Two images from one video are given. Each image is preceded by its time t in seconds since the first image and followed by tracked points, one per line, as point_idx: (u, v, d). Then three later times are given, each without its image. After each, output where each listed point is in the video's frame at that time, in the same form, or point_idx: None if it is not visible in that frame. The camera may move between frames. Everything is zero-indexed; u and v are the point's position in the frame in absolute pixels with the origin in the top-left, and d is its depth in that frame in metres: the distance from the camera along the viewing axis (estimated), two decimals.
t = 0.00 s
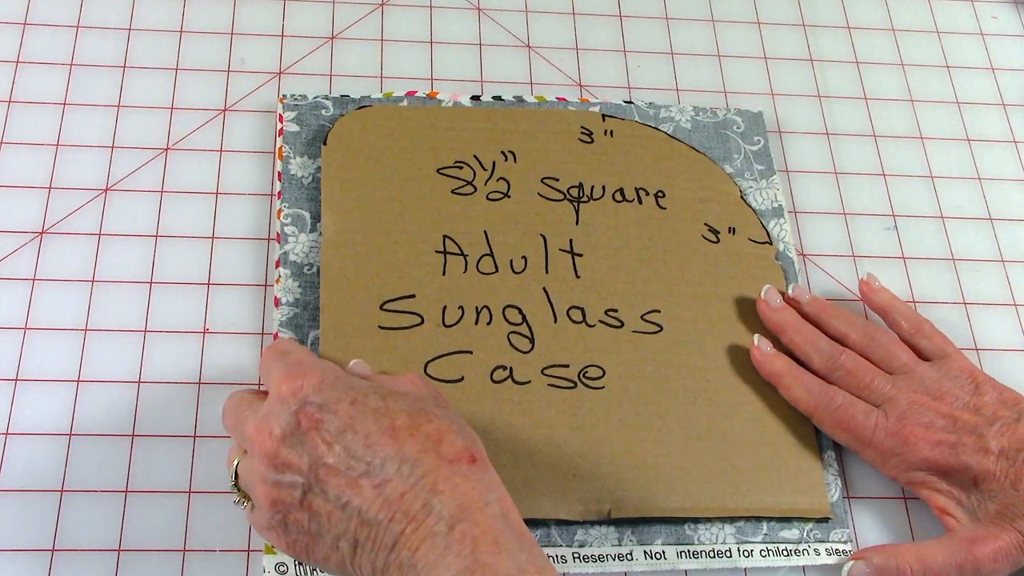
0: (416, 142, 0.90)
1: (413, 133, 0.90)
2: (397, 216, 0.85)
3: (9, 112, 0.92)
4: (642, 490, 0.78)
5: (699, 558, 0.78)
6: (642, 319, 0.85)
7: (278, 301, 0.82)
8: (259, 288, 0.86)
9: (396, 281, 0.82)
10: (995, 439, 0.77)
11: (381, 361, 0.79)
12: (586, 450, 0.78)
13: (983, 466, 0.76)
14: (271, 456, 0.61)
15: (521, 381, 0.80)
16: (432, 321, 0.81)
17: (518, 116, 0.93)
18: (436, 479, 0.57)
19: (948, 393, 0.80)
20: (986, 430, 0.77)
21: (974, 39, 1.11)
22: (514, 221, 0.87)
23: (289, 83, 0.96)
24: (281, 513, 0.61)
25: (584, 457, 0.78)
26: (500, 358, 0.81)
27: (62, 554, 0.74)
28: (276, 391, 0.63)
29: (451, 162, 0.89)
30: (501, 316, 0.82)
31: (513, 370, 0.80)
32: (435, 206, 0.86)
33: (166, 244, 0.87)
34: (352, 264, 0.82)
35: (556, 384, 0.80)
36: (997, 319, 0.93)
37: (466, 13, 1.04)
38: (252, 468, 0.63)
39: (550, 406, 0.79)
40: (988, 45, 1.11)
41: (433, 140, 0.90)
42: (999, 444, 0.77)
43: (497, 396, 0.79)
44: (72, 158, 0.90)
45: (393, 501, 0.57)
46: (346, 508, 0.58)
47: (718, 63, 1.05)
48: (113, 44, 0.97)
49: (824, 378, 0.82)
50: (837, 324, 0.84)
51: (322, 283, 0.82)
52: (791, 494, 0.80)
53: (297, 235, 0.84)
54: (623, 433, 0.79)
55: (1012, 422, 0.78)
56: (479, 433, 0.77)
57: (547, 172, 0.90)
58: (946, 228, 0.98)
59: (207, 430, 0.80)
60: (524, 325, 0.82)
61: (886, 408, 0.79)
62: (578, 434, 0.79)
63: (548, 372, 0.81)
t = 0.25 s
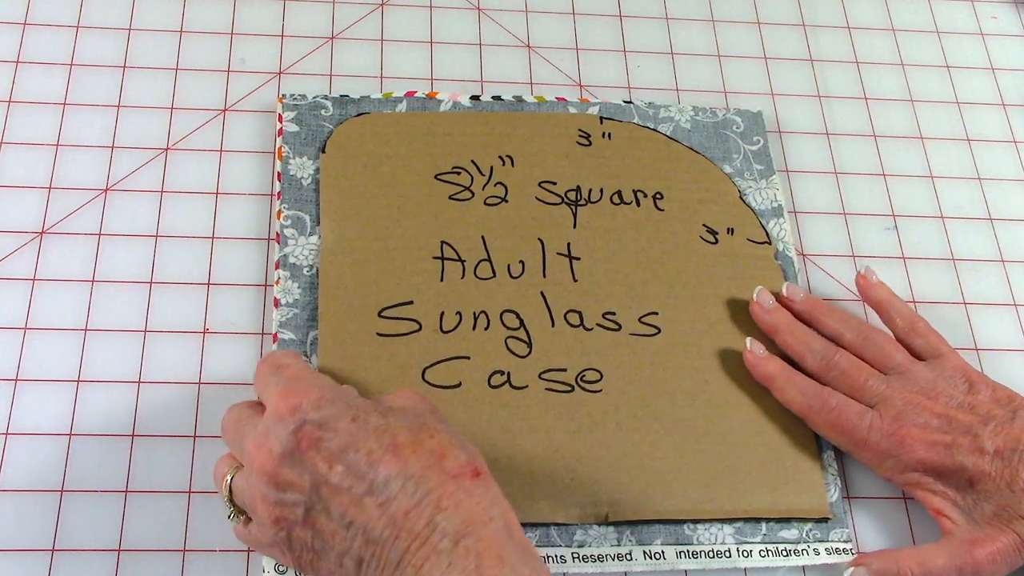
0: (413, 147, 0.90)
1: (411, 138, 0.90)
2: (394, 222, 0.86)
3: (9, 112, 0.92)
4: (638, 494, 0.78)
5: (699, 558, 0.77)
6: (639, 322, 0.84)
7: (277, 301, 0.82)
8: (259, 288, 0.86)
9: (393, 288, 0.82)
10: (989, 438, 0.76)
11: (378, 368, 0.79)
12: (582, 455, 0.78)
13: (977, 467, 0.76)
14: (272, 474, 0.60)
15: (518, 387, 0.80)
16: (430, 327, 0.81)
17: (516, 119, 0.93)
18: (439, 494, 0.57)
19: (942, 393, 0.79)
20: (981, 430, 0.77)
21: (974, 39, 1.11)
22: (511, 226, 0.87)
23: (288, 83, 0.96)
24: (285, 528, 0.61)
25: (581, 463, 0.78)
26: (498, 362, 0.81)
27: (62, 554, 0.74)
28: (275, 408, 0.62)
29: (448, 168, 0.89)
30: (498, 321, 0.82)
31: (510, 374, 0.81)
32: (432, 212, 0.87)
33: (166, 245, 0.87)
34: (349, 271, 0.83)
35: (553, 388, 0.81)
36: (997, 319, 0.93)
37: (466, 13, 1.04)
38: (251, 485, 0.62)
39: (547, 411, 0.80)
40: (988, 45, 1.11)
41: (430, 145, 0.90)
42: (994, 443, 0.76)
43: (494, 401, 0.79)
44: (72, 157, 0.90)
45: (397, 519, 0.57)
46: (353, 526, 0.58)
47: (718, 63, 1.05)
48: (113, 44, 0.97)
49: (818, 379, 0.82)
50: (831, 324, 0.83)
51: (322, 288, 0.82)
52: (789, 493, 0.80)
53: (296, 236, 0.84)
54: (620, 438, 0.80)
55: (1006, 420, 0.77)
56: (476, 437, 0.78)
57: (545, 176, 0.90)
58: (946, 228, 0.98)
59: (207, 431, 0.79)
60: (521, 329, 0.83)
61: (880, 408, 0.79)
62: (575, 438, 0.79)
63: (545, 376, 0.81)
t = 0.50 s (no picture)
0: (411, 148, 0.90)
1: (410, 138, 0.90)
2: (393, 223, 0.86)
3: (9, 112, 0.92)
4: (636, 494, 0.78)
5: (698, 557, 0.77)
6: (638, 322, 0.84)
7: (277, 301, 0.82)
8: (259, 288, 0.86)
9: (392, 289, 0.82)
10: (984, 431, 0.76)
11: (376, 369, 0.79)
12: (581, 455, 0.78)
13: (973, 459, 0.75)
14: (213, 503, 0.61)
15: (517, 387, 0.80)
16: (428, 327, 0.81)
17: (514, 119, 0.93)
18: (346, 527, 0.55)
19: (936, 387, 0.80)
20: (975, 422, 0.77)
21: (974, 39, 1.11)
22: (510, 226, 0.87)
23: (289, 83, 0.96)
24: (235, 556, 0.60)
25: (579, 463, 0.78)
26: (496, 363, 0.81)
27: (62, 554, 0.74)
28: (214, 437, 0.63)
29: (447, 168, 0.89)
30: (496, 321, 0.82)
31: (508, 375, 0.81)
32: (431, 212, 0.87)
33: (166, 245, 0.87)
34: (348, 271, 0.83)
35: (551, 388, 0.81)
36: (997, 319, 0.93)
37: (466, 13, 1.04)
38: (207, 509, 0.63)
39: (546, 412, 0.80)
40: (988, 45, 1.11)
41: (429, 146, 0.90)
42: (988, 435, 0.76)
43: (492, 402, 0.79)
44: (72, 158, 0.90)
45: (314, 554, 0.55)
46: (278, 560, 0.57)
47: (718, 63, 1.05)
48: (113, 44, 0.97)
49: (812, 376, 0.82)
50: (825, 320, 0.83)
51: (322, 288, 0.82)
52: (788, 492, 0.80)
53: (296, 237, 0.84)
54: (617, 438, 0.80)
55: (1000, 413, 0.77)
56: (474, 438, 0.78)
57: (544, 176, 0.90)
58: (947, 228, 0.98)
59: (207, 430, 0.79)
60: (520, 329, 0.82)
61: (875, 403, 0.79)
62: (573, 439, 0.79)
63: (544, 376, 0.81)
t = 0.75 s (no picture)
0: (409, 148, 0.90)
1: (408, 138, 0.90)
2: (391, 223, 0.86)
3: (9, 112, 0.92)
4: (633, 494, 0.78)
5: (697, 557, 0.77)
6: (635, 321, 0.85)
7: (275, 300, 0.82)
8: (259, 288, 0.86)
9: (389, 288, 0.83)
10: (964, 427, 0.76)
11: (373, 368, 0.79)
12: (578, 454, 0.78)
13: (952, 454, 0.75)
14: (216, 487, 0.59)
15: (514, 386, 0.80)
16: (425, 327, 0.81)
17: (513, 119, 0.93)
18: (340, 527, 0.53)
19: (918, 383, 0.79)
20: (956, 418, 0.77)
21: (974, 39, 1.11)
22: (508, 226, 0.87)
23: (288, 83, 0.96)
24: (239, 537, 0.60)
25: (576, 462, 0.78)
26: (493, 362, 0.81)
27: (62, 554, 0.74)
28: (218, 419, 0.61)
29: (444, 168, 0.89)
30: (494, 321, 0.83)
31: (505, 374, 0.81)
32: (429, 212, 0.87)
33: (166, 245, 0.87)
34: (345, 271, 0.83)
35: (549, 388, 0.81)
36: (996, 319, 0.93)
37: (465, 13, 1.04)
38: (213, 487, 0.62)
39: (544, 411, 0.80)
40: (988, 45, 1.11)
41: (428, 145, 0.90)
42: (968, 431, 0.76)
43: (489, 402, 0.79)
44: (73, 158, 0.90)
45: (310, 549, 0.53)
46: (275, 550, 0.55)
47: (718, 63, 1.05)
48: (113, 44, 0.97)
49: (795, 370, 0.82)
50: (810, 314, 0.83)
51: (320, 287, 0.82)
52: (786, 490, 0.80)
53: (295, 236, 0.84)
54: (614, 437, 0.80)
55: (981, 409, 0.77)
56: (471, 438, 0.78)
57: (541, 175, 0.90)
58: (947, 228, 0.98)
59: (206, 430, 0.79)
60: (517, 329, 0.83)
61: (856, 398, 0.79)
62: (571, 438, 0.79)
63: (541, 376, 0.81)
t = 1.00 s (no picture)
0: (409, 148, 0.90)
1: (408, 139, 0.90)
2: (392, 223, 0.86)
3: (9, 112, 0.92)
4: (633, 495, 0.78)
5: (697, 557, 0.78)
6: (635, 321, 0.84)
7: (276, 300, 0.82)
8: (259, 288, 0.86)
9: (389, 289, 0.82)
10: (951, 421, 0.76)
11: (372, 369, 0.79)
12: (578, 455, 0.78)
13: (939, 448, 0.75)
14: (287, 458, 0.59)
15: (514, 387, 0.80)
16: (426, 327, 0.81)
17: (512, 119, 0.93)
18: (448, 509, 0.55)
19: (908, 374, 0.79)
20: (944, 412, 0.77)
21: (974, 39, 1.11)
22: (508, 226, 0.87)
23: (289, 83, 0.96)
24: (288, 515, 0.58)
25: (575, 463, 0.78)
26: (493, 363, 0.81)
27: (62, 554, 0.74)
28: (309, 396, 0.62)
29: (444, 168, 0.89)
30: (494, 321, 0.82)
31: (505, 375, 0.80)
32: (429, 213, 0.87)
33: (166, 244, 0.87)
34: (345, 272, 0.83)
35: (549, 388, 0.81)
36: (996, 319, 0.93)
37: (466, 13, 1.04)
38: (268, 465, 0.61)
39: (544, 411, 0.80)
40: (988, 45, 1.11)
41: (428, 146, 0.90)
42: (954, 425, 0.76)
43: (490, 402, 0.79)
44: (73, 158, 0.90)
45: (398, 529, 0.54)
46: (351, 526, 0.56)
47: (718, 63, 1.05)
48: (113, 44, 0.97)
49: (784, 361, 0.82)
50: (801, 306, 0.83)
51: (320, 287, 0.82)
52: (786, 490, 0.80)
53: (295, 236, 0.84)
54: (615, 438, 0.80)
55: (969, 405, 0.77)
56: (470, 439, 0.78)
57: (541, 175, 0.90)
58: (947, 228, 0.98)
59: (206, 430, 0.79)
60: (517, 329, 0.82)
61: (846, 387, 0.79)
62: (571, 439, 0.79)
63: (542, 376, 0.81)
